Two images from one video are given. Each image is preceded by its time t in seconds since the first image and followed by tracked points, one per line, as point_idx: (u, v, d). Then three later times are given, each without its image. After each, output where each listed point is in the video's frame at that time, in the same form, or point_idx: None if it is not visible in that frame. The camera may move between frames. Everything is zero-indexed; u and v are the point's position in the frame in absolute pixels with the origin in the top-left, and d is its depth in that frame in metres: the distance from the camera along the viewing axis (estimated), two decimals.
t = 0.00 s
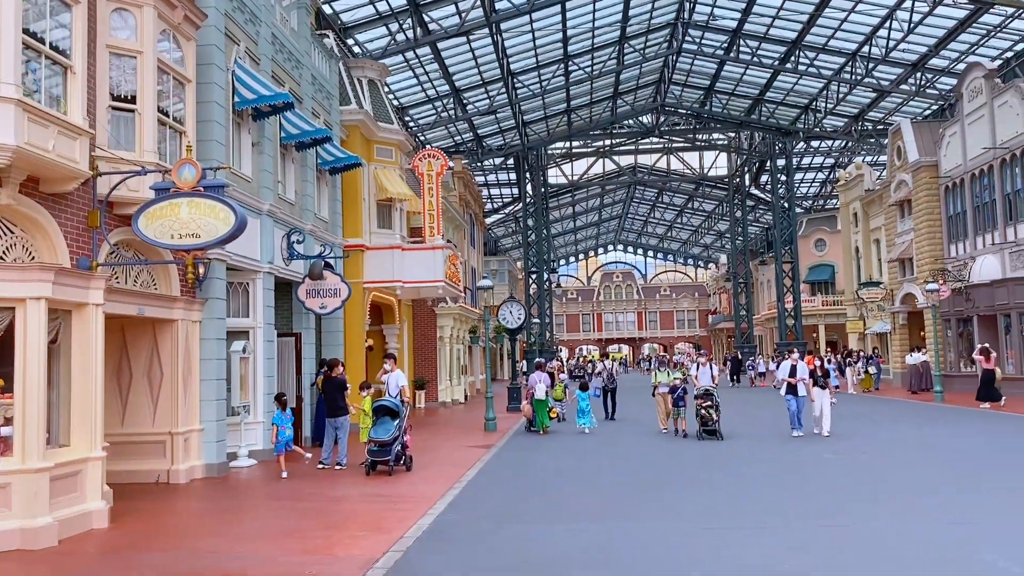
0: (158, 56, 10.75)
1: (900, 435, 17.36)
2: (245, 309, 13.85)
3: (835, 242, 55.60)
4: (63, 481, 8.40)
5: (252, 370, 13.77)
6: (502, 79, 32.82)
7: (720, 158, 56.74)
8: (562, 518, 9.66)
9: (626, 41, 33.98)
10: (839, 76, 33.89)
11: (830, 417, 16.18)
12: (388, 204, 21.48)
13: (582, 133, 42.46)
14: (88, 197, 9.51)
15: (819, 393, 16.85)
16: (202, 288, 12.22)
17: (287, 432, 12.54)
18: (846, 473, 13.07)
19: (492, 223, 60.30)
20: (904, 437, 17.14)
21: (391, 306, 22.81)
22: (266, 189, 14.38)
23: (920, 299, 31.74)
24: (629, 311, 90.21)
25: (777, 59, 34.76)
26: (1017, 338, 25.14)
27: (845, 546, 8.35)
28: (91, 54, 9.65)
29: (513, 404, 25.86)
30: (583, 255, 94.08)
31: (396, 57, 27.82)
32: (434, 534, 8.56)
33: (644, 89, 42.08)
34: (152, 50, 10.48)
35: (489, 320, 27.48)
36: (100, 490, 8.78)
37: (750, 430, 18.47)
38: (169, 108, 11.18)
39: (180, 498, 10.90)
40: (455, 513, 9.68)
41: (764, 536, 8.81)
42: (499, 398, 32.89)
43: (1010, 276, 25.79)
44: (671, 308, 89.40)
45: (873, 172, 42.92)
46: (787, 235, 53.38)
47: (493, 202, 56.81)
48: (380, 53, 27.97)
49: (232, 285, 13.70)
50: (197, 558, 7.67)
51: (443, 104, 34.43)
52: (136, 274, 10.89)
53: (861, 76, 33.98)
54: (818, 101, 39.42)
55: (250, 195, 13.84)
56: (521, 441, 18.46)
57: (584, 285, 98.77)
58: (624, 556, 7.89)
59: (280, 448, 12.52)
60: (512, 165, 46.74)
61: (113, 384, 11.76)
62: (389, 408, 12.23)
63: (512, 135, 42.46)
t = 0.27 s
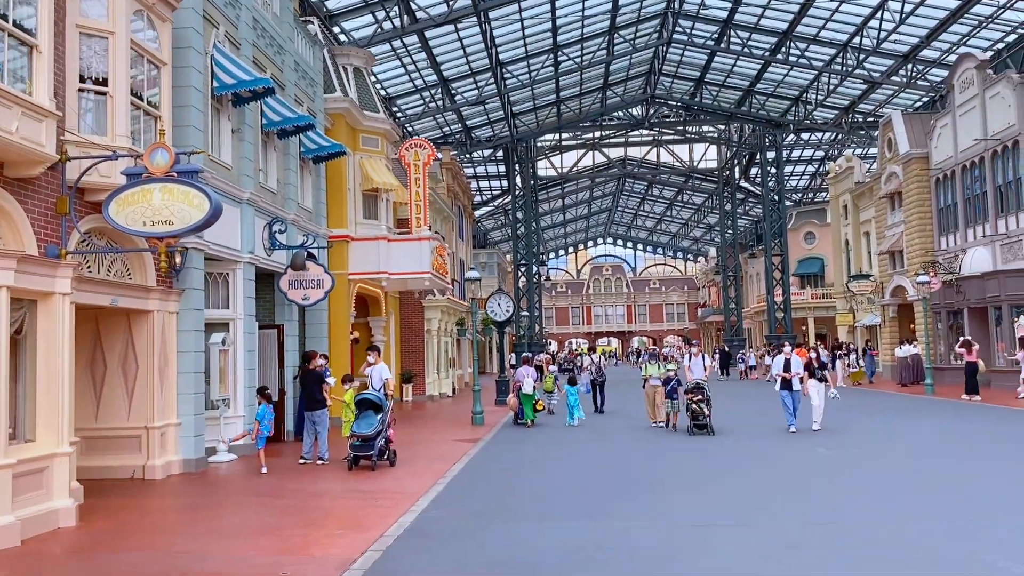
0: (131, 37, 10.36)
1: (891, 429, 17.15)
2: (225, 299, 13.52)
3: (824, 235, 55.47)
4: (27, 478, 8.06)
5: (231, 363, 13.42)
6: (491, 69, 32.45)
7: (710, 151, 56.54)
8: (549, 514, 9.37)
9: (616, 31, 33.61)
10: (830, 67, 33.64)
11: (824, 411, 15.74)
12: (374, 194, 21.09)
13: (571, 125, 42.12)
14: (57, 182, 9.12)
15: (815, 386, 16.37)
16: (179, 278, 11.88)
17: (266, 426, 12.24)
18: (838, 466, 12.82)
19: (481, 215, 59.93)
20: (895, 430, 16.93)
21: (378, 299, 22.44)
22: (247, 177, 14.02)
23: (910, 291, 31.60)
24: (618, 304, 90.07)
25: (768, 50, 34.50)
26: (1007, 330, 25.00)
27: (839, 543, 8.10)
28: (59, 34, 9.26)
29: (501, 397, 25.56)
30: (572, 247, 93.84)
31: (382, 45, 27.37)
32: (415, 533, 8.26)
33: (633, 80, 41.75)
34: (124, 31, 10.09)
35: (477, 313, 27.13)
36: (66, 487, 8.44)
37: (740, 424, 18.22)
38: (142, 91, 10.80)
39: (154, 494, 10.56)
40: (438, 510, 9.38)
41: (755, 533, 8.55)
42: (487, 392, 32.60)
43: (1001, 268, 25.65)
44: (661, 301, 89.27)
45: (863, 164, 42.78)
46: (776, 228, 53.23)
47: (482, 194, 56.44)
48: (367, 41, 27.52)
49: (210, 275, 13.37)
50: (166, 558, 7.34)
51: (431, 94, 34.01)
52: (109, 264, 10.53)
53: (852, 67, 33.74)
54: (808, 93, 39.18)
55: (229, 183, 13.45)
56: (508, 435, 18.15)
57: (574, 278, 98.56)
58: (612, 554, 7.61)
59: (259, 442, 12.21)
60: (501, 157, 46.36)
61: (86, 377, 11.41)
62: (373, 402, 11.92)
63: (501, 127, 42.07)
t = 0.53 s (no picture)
0: (102, 20, 9.93)
1: (885, 427, 16.90)
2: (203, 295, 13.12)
3: (815, 229, 55.30)
4: None
5: (211, 360, 13.03)
6: (480, 61, 32.03)
7: (701, 145, 56.27)
8: (536, 519, 9.05)
9: (607, 23, 33.21)
10: (822, 60, 33.34)
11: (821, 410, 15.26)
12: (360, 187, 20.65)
13: (561, 118, 41.75)
14: (22, 172, 8.72)
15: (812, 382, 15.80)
16: (156, 273, 11.49)
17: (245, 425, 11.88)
18: (832, 466, 12.54)
19: (471, 209, 59.54)
20: (889, 428, 16.68)
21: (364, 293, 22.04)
22: (227, 168, 13.62)
23: (902, 286, 31.42)
24: (609, 299, 89.85)
25: (760, 43, 34.19)
26: (999, 324, 24.84)
27: (836, 552, 7.82)
28: (25, 16, 8.84)
29: (490, 393, 25.21)
30: (563, 242, 93.52)
31: (369, 35, 26.88)
32: (396, 539, 7.92)
33: (624, 72, 41.38)
34: (95, 14, 9.67)
35: (466, 308, 26.73)
36: (30, 492, 8.06)
37: (733, 421, 17.92)
38: (115, 79, 10.40)
39: (128, 496, 10.18)
40: (421, 514, 9.04)
41: (749, 540, 8.25)
42: (476, 387, 32.28)
43: (994, 263, 25.45)
44: (650, 295, 89.06)
45: (854, 159, 42.58)
46: (767, 223, 53.01)
47: (471, 188, 56.05)
48: (354, 30, 27.03)
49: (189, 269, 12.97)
50: (133, 568, 6.98)
51: (419, 86, 33.55)
52: (81, 257, 10.12)
53: (845, 60, 33.45)
54: (800, 86, 38.89)
55: (208, 173, 13.03)
56: (497, 432, 17.80)
57: (564, 272, 98.29)
58: (601, 564, 7.26)
59: (238, 442, 11.84)
60: (491, 150, 45.94)
61: (58, 371, 11.06)
62: (356, 401, 11.53)
63: (491, 119, 41.64)
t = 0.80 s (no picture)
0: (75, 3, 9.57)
1: (879, 424, 16.67)
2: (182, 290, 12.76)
3: (806, 225, 55.11)
4: None
5: (191, 357, 12.67)
6: (470, 53, 31.64)
7: (691, 140, 56.02)
8: (525, 520, 8.76)
9: (598, 16, 32.83)
10: (815, 54, 33.09)
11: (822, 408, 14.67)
12: (348, 180, 20.25)
13: (552, 112, 41.40)
14: None
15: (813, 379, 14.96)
16: (133, 265, 11.13)
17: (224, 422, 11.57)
18: (827, 466, 12.28)
19: (461, 204, 59.18)
20: (883, 425, 16.44)
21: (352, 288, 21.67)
22: (208, 159, 13.22)
23: (894, 281, 31.25)
24: (599, 294, 89.66)
25: (752, 36, 33.92)
26: (993, 320, 24.66)
27: (835, 555, 7.55)
28: None
29: (480, 390, 24.89)
30: (553, 237, 93.22)
31: (357, 25, 26.46)
32: (378, 543, 7.61)
33: (615, 66, 41.04)
34: None
35: (455, 303, 26.39)
36: None
37: (726, 418, 17.66)
38: (89, 62, 10.08)
39: (102, 497, 9.82)
40: (406, 517, 8.73)
41: (746, 543, 7.97)
42: (466, 383, 31.96)
43: (986, 258, 25.28)
44: (641, 291, 88.88)
45: (845, 154, 42.41)
46: (758, 218, 52.80)
47: (461, 182, 55.68)
48: (341, 21, 26.60)
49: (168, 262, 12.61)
50: (101, 575, 6.64)
51: (408, 79, 33.14)
52: (53, 250, 9.76)
53: (837, 54, 33.22)
54: (792, 81, 38.67)
55: (188, 164, 12.65)
56: (486, 429, 17.49)
57: (554, 267, 98.00)
58: (592, 568, 6.96)
59: (218, 441, 11.50)
60: (481, 144, 45.56)
61: (30, 370, 10.66)
62: (340, 398, 11.22)
63: (481, 113, 41.26)
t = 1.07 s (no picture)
0: None
1: (872, 423, 16.40)
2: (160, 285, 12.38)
3: (795, 222, 54.95)
4: None
5: (169, 354, 12.32)
6: (457, 47, 31.25)
7: (681, 137, 55.78)
8: (512, 522, 8.44)
9: (587, 9, 32.47)
10: (805, 49, 32.86)
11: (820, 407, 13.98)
12: (333, 173, 19.85)
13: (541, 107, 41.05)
14: None
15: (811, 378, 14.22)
16: (106, 259, 10.74)
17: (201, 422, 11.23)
18: (822, 464, 11.98)
19: (449, 201, 58.81)
20: (877, 423, 16.17)
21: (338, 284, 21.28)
22: (186, 150, 12.81)
23: (885, 278, 31.09)
24: (588, 291, 89.41)
25: (742, 30, 33.65)
26: (984, 317, 24.48)
27: (832, 554, 7.28)
28: None
29: (468, 387, 24.55)
30: (543, 234, 92.88)
31: (343, 17, 26.04)
32: (355, 548, 7.27)
33: (605, 61, 40.72)
34: None
35: (443, 299, 26.02)
36: None
37: (717, 416, 17.38)
38: (57, 49, 9.76)
39: (71, 501, 9.42)
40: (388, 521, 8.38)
41: (740, 542, 7.69)
42: (454, 380, 31.62)
43: (978, 255, 25.08)
44: (630, 288, 88.62)
45: (836, 150, 42.22)
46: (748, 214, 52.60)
47: (450, 179, 55.30)
48: (327, 13, 26.17)
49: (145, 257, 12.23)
50: None
51: (395, 72, 32.73)
52: (20, 243, 9.43)
53: (828, 49, 33.00)
54: (782, 76, 38.46)
55: (165, 155, 12.24)
56: (473, 427, 17.15)
57: (544, 264, 97.69)
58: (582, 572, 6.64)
59: (196, 440, 11.14)
60: (470, 140, 45.19)
61: (0, 369, 10.38)
62: (321, 397, 10.87)
63: (469, 108, 40.88)
